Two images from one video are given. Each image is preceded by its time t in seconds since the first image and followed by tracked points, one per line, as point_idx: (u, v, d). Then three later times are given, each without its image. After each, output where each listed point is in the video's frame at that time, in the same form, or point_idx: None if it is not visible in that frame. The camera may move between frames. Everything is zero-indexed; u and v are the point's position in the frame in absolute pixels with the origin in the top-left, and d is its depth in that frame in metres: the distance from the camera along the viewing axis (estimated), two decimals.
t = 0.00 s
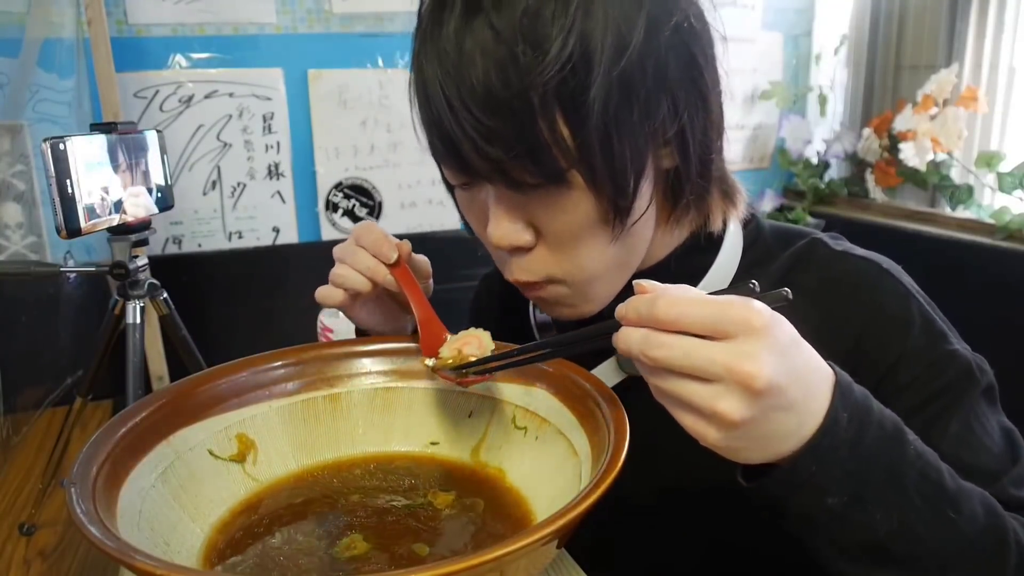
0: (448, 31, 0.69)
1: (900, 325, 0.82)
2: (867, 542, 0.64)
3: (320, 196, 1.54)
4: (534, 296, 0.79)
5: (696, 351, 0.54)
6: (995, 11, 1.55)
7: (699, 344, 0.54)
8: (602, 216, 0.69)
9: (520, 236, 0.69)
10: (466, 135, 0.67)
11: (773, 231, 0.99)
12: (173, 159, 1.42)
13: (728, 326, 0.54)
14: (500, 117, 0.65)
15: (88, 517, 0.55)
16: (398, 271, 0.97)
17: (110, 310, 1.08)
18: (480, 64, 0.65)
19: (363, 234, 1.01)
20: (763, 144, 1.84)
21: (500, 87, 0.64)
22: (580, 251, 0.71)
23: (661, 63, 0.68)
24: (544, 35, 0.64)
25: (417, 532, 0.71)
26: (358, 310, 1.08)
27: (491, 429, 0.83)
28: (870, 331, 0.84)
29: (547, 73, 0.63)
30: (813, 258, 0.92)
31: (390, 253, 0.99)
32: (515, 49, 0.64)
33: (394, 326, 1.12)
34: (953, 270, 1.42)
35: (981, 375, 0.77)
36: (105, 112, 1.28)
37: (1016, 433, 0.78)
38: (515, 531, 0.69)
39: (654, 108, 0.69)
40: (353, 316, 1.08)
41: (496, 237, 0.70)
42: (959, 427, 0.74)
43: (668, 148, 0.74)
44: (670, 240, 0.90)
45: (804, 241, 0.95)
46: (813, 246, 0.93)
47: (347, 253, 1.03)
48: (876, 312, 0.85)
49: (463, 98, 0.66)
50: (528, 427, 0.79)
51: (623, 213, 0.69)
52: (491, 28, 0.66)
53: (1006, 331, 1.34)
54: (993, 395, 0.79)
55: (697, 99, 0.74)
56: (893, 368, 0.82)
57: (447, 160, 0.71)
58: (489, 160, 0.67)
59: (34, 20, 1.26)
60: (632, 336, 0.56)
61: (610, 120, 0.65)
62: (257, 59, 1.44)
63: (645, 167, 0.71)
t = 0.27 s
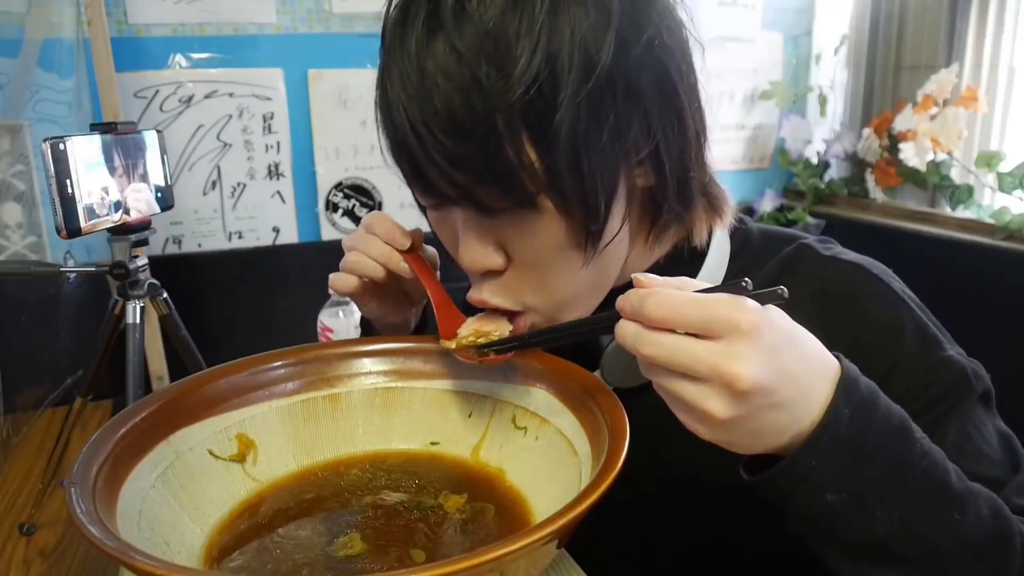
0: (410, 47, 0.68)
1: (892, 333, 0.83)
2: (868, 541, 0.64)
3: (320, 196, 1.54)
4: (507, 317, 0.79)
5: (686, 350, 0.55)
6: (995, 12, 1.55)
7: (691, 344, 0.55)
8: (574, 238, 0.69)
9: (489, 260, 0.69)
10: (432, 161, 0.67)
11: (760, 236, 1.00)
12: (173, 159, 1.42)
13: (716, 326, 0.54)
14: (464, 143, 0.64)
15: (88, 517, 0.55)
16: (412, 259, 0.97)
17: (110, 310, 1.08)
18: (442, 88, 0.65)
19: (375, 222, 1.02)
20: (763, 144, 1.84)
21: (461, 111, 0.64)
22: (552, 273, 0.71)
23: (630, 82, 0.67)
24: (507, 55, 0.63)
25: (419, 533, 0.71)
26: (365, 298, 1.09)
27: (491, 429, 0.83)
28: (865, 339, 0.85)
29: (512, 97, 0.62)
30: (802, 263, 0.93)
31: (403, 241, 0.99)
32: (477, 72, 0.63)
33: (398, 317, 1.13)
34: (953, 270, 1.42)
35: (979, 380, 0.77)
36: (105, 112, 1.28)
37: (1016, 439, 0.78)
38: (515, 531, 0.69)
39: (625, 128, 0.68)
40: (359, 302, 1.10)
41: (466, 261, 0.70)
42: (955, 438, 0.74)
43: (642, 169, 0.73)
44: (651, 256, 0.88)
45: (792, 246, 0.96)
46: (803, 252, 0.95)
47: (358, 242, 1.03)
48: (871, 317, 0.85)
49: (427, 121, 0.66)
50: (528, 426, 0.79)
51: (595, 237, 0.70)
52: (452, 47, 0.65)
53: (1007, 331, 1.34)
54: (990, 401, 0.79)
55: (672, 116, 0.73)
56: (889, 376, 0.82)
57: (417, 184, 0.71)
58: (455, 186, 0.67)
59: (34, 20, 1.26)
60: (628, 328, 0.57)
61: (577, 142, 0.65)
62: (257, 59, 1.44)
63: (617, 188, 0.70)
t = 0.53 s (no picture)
0: (398, 58, 0.67)
1: (885, 334, 0.83)
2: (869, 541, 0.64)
3: (320, 196, 1.54)
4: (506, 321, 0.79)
5: (666, 391, 0.55)
6: (995, 12, 1.55)
7: (670, 384, 0.56)
8: (569, 243, 0.69)
9: (485, 267, 0.70)
10: (422, 173, 0.67)
11: (752, 232, 0.99)
12: (173, 159, 1.42)
13: (681, 413, 0.56)
14: (455, 158, 0.64)
15: (88, 517, 0.55)
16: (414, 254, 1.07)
17: (111, 310, 1.08)
18: (428, 101, 0.64)
19: (390, 218, 1.11)
20: (763, 144, 1.84)
21: (449, 123, 0.64)
22: (547, 276, 0.71)
23: (619, 90, 0.67)
24: (495, 64, 0.62)
25: (420, 533, 0.71)
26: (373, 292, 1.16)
27: (491, 429, 0.82)
28: (859, 342, 0.85)
29: (502, 110, 0.62)
30: (796, 264, 0.93)
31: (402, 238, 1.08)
32: (464, 83, 0.63)
33: (405, 309, 1.19)
34: (953, 270, 1.42)
35: (979, 377, 0.77)
36: (105, 112, 1.28)
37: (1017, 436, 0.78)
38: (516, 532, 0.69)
39: (617, 136, 0.68)
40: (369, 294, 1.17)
41: (461, 267, 0.71)
42: (957, 442, 0.74)
43: (635, 177, 0.73)
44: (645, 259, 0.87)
45: (784, 247, 0.95)
46: (794, 251, 0.94)
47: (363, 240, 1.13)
48: (869, 319, 0.85)
49: (417, 133, 0.66)
50: (529, 427, 0.79)
51: (589, 245, 0.70)
52: (439, 58, 0.64)
53: (1007, 331, 1.34)
54: (991, 396, 0.79)
55: (665, 122, 0.73)
56: (885, 381, 0.82)
57: (407, 194, 0.72)
58: (443, 196, 0.67)
59: (34, 20, 1.26)
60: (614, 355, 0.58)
61: (567, 151, 0.65)
62: (257, 60, 1.44)
63: (611, 195, 0.70)
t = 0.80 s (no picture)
0: (403, 59, 0.67)
1: (895, 341, 0.83)
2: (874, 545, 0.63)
3: (320, 196, 1.54)
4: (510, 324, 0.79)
5: (786, 412, 0.50)
6: (995, 12, 1.55)
7: (789, 405, 0.50)
8: (572, 244, 0.69)
9: (490, 269, 0.70)
10: (430, 175, 0.67)
11: (756, 232, 0.99)
12: (173, 159, 1.42)
13: (804, 439, 0.50)
14: (461, 159, 0.65)
15: (88, 517, 0.55)
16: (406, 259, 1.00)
17: (110, 310, 1.08)
18: (434, 101, 0.64)
19: (369, 224, 1.03)
20: (763, 144, 1.84)
21: (455, 124, 0.64)
22: (550, 277, 0.72)
23: (625, 88, 0.67)
24: (500, 67, 0.62)
25: (420, 534, 0.71)
26: (362, 300, 1.10)
27: (491, 429, 0.82)
28: (865, 348, 0.85)
29: (511, 111, 0.62)
30: (802, 264, 0.93)
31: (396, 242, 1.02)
32: (470, 85, 0.63)
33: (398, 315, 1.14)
34: (953, 270, 1.42)
35: (987, 382, 0.78)
36: (105, 112, 1.28)
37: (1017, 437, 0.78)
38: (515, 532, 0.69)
39: (622, 136, 0.68)
40: (356, 303, 1.11)
41: (466, 269, 0.71)
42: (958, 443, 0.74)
43: (640, 175, 0.73)
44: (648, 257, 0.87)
45: (790, 245, 0.95)
46: (800, 251, 0.94)
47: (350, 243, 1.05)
48: (874, 322, 0.85)
49: (422, 134, 0.66)
50: (528, 427, 0.79)
51: (593, 244, 0.70)
52: (444, 57, 0.64)
53: (1007, 331, 1.34)
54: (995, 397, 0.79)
55: (669, 121, 0.73)
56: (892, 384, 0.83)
57: (415, 195, 0.72)
58: (450, 198, 0.67)
59: (34, 20, 1.26)
60: (714, 381, 0.52)
61: (573, 152, 0.65)
62: (257, 59, 1.44)
63: (615, 197, 0.70)
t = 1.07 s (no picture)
0: (406, 69, 0.67)
1: (903, 352, 0.81)
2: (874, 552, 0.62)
3: (320, 196, 1.54)
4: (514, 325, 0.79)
5: (877, 485, 0.48)
6: (995, 12, 1.55)
7: (875, 479, 0.48)
8: (576, 248, 0.69)
9: (493, 275, 0.70)
10: (433, 184, 0.67)
11: (764, 233, 0.97)
12: (173, 159, 1.42)
13: (894, 512, 0.49)
14: (463, 169, 0.65)
15: (88, 517, 0.55)
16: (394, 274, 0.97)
17: (110, 310, 1.08)
18: (438, 111, 0.65)
19: (356, 239, 1.01)
20: (763, 144, 1.84)
21: (456, 133, 0.64)
22: (554, 283, 0.71)
23: (629, 96, 0.66)
24: (503, 80, 0.62)
25: (421, 533, 0.71)
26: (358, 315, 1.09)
27: (492, 429, 0.82)
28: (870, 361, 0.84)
29: (512, 124, 0.62)
30: (811, 269, 0.91)
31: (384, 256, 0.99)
32: (472, 97, 0.63)
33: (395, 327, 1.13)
34: (953, 269, 1.42)
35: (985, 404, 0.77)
36: (105, 112, 1.28)
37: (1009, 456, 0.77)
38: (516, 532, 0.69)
39: (627, 149, 0.68)
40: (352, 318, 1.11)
41: (471, 275, 0.71)
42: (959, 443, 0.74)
43: (644, 181, 0.73)
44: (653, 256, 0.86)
45: (801, 249, 0.93)
46: (812, 256, 0.92)
47: (342, 260, 1.04)
48: (882, 335, 0.83)
49: (425, 144, 0.66)
50: (528, 426, 0.79)
51: (599, 253, 0.70)
52: (446, 69, 0.64)
53: (1006, 331, 1.34)
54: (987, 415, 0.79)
55: (676, 128, 0.72)
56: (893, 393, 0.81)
57: (420, 205, 0.72)
58: (451, 206, 0.67)
59: (34, 20, 1.25)
60: (791, 463, 0.48)
61: (576, 163, 0.65)
62: (257, 59, 1.44)
63: (620, 208, 0.70)
